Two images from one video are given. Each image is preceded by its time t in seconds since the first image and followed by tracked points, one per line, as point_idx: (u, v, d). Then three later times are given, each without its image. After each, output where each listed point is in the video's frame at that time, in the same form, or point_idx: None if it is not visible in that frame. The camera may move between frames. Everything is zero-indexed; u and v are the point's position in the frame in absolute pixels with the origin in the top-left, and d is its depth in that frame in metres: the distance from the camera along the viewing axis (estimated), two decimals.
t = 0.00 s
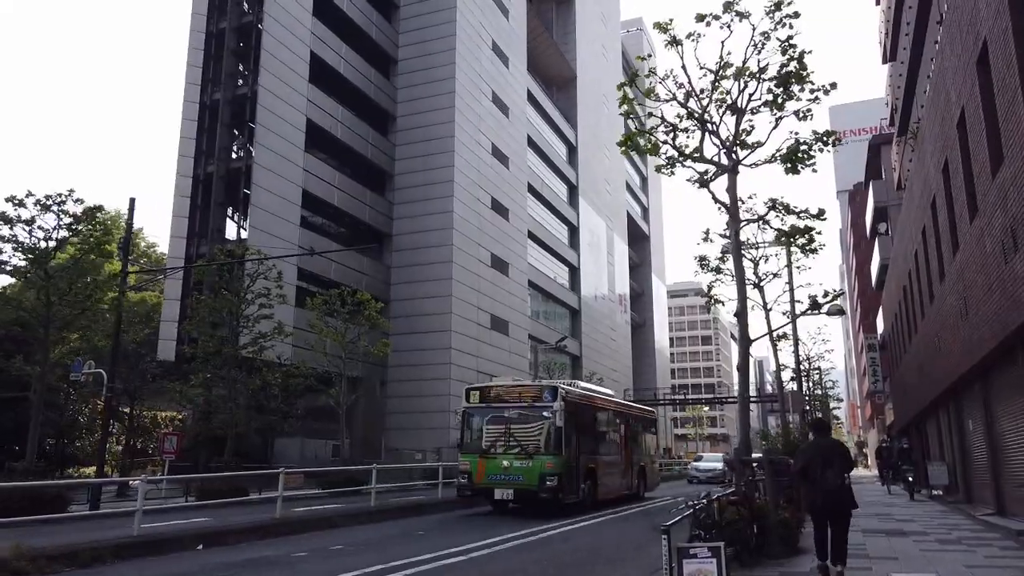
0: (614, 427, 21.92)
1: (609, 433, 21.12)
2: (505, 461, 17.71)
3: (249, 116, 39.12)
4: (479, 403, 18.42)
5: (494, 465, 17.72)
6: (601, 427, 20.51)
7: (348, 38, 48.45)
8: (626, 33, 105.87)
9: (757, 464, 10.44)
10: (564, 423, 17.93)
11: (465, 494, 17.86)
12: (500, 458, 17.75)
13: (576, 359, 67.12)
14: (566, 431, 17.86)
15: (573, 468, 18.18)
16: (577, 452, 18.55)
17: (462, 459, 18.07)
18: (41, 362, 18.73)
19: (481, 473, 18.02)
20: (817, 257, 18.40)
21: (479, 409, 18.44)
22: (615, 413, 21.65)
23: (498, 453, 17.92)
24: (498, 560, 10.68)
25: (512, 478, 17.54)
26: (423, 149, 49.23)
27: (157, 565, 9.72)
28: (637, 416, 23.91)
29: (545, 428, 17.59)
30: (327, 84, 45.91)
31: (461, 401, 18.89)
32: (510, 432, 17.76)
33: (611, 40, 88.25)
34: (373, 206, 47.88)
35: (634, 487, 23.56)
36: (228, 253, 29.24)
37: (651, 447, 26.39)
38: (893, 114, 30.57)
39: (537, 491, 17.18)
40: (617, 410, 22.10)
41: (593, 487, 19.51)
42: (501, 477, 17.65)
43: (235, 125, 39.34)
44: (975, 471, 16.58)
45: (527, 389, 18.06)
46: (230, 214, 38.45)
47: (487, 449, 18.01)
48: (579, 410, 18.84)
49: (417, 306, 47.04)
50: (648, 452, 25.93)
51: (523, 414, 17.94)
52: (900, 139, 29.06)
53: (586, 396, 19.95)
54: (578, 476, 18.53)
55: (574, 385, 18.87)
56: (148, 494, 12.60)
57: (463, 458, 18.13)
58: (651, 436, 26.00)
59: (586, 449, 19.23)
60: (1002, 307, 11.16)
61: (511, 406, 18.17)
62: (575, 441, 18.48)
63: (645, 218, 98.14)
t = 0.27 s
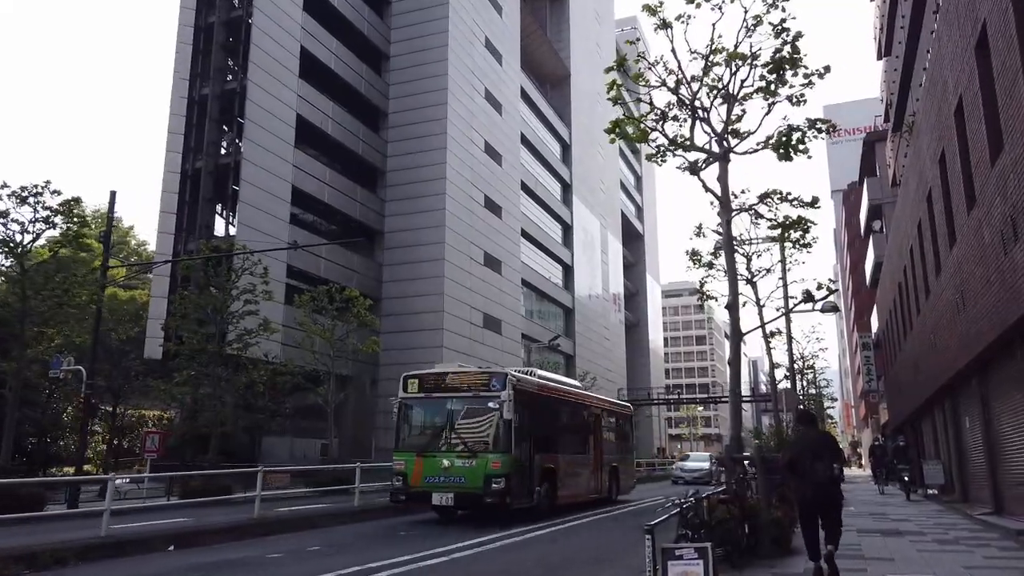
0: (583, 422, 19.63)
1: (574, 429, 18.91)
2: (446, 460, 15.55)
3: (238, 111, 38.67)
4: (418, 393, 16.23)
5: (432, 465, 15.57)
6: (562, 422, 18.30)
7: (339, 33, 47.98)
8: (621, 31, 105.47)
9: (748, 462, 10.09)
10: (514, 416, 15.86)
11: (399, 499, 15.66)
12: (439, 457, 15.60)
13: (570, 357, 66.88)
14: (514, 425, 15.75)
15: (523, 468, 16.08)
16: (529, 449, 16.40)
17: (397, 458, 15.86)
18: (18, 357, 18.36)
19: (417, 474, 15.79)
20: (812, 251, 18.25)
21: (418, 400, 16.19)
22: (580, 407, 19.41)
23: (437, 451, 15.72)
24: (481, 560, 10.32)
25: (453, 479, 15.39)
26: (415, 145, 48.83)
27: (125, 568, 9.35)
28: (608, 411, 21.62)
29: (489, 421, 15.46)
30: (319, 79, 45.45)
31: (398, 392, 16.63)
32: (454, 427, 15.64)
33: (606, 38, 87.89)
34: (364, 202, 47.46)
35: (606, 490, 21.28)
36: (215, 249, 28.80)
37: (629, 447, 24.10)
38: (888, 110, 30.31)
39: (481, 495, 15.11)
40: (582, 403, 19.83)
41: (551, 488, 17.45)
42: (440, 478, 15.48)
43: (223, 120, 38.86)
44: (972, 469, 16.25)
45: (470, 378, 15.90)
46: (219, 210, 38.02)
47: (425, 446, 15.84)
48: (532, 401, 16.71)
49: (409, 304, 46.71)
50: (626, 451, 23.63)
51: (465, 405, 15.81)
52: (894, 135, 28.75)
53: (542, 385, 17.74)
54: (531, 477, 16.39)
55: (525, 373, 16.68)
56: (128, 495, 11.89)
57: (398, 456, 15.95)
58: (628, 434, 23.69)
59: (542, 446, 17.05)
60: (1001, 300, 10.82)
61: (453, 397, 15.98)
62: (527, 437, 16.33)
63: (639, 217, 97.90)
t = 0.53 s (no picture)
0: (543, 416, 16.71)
1: (532, 425, 15.96)
2: (365, 465, 12.59)
3: (228, 107, 38.24)
4: (335, 384, 13.29)
5: (349, 472, 12.60)
6: (516, 417, 15.37)
7: (333, 30, 47.56)
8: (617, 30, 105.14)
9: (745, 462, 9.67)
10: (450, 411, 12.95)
11: (309, 511, 12.72)
12: (357, 461, 12.63)
13: (565, 357, 66.57)
14: (449, 421, 12.82)
15: (463, 472, 13.17)
16: (470, 449, 13.50)
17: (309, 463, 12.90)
18: None
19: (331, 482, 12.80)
20: (807, 249, 18.00)
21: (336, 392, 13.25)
22: (538, 399, 16.43)
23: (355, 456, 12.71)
24: (466, 566, 9.96)
25: (373, 489, 12.44)
26: (409, 143, 48.45)
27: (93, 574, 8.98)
28: (575, 404, 18.64)
29: (418, 417, 12.51)
30: (311, 76, 45.03)
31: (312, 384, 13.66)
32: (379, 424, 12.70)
33: (602, 37, 87.55)
34: (357, 200, 47.07)
35: (573, 495, 18.39)
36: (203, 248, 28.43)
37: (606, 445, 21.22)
38: (886, 108, 29.99)
39: (407, 508, 12.16)
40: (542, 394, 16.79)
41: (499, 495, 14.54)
42: (358, 487, 12.50)
43: (214, 117, 38.42)
44: (971, 470, 15.94)
45: (397, 363, 12.91)
46: (209, 208, 37.60)
47: (342, 447, 12.88)
48: (476, 392, 13.81)
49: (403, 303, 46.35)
50: (603, 450, 20.75)
51: (390, 397, 12.82)
52: (891, 133, 28.46)
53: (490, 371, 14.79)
54: (473, 482, 13.51)
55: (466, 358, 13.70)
56: (112, 495, 11.94)
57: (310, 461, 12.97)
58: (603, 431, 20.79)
59: (487, 447, 14.10)
60: (1003, 297, 10.48)
61: (378, 390, 12.98)
62: (467, 435, 13.45)
63: (635, 216, 97.58)
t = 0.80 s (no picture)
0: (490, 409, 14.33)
1: (470, 417, 13.59)
2: (246, 468, 10.17)
3: (218, 103, 37.79)
4: (216, 367, 10.88)
5: (224, 477, 10.23)
6: (450, 409, 12.96)
7: (326, 26, 47.15)
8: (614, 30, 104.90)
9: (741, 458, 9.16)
10: (356, 402, 10.60)
11: (177, 524, 10.31)
12: (236, 463, 10.24)
13: (560, 357, 66.24)
14: (353, 413, 10.48)
15: (372, 477, 10.80)
16: (384, 448, 11.13)
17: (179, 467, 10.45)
18: None
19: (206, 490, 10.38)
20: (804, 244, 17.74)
21: (217, 379, 10.80)
22: (480, 386, 14.00)
23: (233, 458, 10.28)
24: (449, 568, 9.58)
25: (256, 498, 10.05)
26: (403, 141, 48.05)
27: None
28: (530, 391, 16.12)
29: (314, 408, 10.14)
30: (304, 73, 44.62)
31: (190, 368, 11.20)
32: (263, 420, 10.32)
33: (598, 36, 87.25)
34: (350, 198, 46.66)
35: (530, 495, 15.96)
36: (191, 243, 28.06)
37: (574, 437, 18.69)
38: (883, 104, 29.67)
39: (293, 522, 9.78)
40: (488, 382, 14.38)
41: (427, 504, 12.23)
42: (237, 496, 10.11)
43: (204, 113, 37.97)
44: (970, 470, 15.57)
45: (292, 342, 10.59)
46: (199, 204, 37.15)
47: (222, 443, 10.46)
48: (393, 379, 11.44)
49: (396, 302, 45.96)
50: (567, 443, 18.22)
51: (281, 384, 10.44)
52: (888, 128, 28.17)
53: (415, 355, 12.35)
54: (389, 489, 11.12)
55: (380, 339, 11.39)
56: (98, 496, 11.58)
57: (183, 463, 10.53)
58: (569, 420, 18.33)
59: (411, 445, 11.76)
60: (1006, 289, 10.12)
61: (268, 375, 10.58)
62: (382, 430, 11.13)
63: (631, 216, 97.30)
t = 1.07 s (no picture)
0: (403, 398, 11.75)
1: (376, 411, 11.13)
2: (43, 469, 7.59)
3: (208, 98, 37.34)
4: (24, 334, 8.44)
5: (15, 480, 7.69)
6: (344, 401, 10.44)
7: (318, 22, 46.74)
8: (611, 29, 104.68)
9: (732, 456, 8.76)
10: (197, 386, 8.05)
11: None
12: (31, 462, 7.69)
13: (555, 356, 65.90)
14: (189, 398, 7.92)
15: (219, 484, 8.28)
16: (246, 445, 8.68)
17: None
18: None
19: None
20: (801, 240, 17.50)
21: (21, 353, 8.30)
22: (387, 373, 11.44)
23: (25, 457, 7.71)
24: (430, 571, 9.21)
25: (50, 509, 7.45)
26: (396, 138, 47.65)
27: None
28: (460, 379, 13.53)
29: (135, 388, 7.61)
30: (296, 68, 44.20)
31: None
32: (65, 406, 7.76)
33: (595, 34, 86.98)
34: (343, 195, 46.23)
35: (459, 502, 13.44)
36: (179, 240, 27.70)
37: (522, 432, 16.15)
38: (880, 100, 29.38)
39: (92, 544, 7.17)
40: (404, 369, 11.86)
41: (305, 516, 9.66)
42: (28, 506, 7.53)
43: (194, 108, 37.51)
44: (969, 469, 15.22)
45: (120, 304, 8.18)
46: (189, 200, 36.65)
47: (18, 435, 7.90)
48: (257, 358, 8.95)
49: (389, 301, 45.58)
50: (512, 437, 15.66)
51: (100, 359, 7.92)
52: (885, 124, 27.91)
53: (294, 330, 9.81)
54: (251, 501, 8.63)
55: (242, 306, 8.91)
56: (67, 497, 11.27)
57: None
58: (514, 412, 15.79)
59: (283, 442, 9.24)
60: (1008, 282, 9.77)
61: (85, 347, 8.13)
62: (237, 423, 8.58)
63: (627, 215, 97.01)
